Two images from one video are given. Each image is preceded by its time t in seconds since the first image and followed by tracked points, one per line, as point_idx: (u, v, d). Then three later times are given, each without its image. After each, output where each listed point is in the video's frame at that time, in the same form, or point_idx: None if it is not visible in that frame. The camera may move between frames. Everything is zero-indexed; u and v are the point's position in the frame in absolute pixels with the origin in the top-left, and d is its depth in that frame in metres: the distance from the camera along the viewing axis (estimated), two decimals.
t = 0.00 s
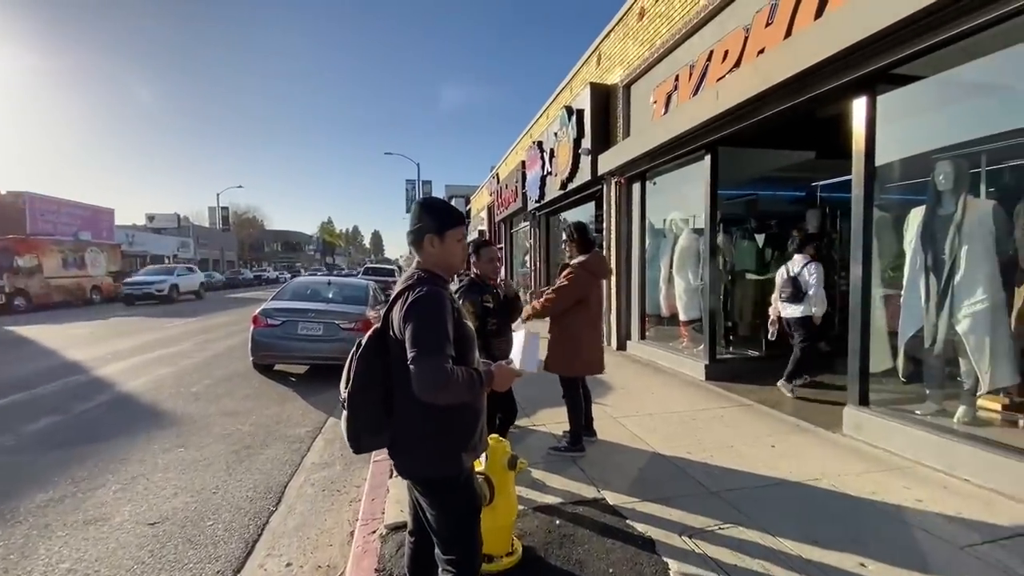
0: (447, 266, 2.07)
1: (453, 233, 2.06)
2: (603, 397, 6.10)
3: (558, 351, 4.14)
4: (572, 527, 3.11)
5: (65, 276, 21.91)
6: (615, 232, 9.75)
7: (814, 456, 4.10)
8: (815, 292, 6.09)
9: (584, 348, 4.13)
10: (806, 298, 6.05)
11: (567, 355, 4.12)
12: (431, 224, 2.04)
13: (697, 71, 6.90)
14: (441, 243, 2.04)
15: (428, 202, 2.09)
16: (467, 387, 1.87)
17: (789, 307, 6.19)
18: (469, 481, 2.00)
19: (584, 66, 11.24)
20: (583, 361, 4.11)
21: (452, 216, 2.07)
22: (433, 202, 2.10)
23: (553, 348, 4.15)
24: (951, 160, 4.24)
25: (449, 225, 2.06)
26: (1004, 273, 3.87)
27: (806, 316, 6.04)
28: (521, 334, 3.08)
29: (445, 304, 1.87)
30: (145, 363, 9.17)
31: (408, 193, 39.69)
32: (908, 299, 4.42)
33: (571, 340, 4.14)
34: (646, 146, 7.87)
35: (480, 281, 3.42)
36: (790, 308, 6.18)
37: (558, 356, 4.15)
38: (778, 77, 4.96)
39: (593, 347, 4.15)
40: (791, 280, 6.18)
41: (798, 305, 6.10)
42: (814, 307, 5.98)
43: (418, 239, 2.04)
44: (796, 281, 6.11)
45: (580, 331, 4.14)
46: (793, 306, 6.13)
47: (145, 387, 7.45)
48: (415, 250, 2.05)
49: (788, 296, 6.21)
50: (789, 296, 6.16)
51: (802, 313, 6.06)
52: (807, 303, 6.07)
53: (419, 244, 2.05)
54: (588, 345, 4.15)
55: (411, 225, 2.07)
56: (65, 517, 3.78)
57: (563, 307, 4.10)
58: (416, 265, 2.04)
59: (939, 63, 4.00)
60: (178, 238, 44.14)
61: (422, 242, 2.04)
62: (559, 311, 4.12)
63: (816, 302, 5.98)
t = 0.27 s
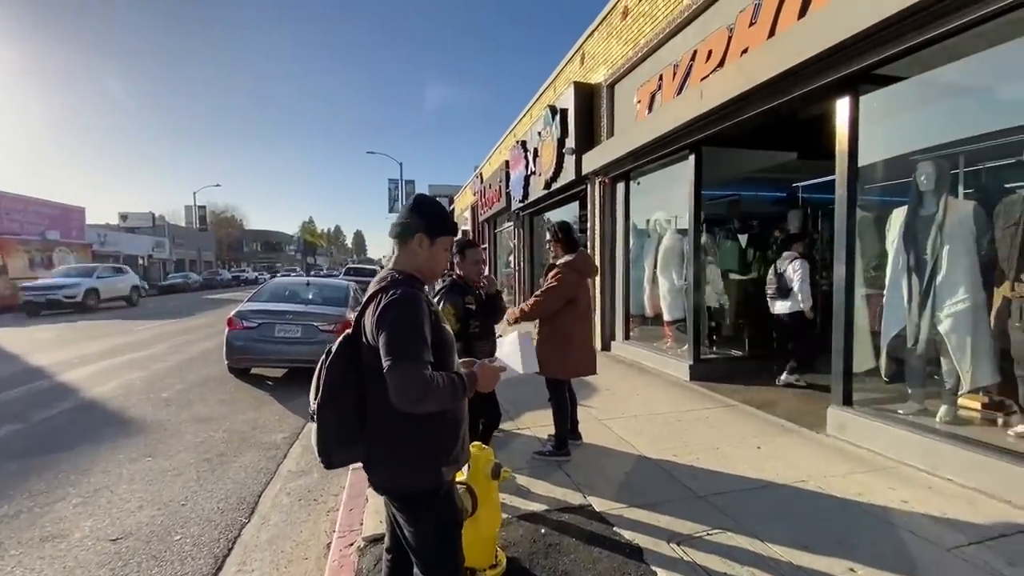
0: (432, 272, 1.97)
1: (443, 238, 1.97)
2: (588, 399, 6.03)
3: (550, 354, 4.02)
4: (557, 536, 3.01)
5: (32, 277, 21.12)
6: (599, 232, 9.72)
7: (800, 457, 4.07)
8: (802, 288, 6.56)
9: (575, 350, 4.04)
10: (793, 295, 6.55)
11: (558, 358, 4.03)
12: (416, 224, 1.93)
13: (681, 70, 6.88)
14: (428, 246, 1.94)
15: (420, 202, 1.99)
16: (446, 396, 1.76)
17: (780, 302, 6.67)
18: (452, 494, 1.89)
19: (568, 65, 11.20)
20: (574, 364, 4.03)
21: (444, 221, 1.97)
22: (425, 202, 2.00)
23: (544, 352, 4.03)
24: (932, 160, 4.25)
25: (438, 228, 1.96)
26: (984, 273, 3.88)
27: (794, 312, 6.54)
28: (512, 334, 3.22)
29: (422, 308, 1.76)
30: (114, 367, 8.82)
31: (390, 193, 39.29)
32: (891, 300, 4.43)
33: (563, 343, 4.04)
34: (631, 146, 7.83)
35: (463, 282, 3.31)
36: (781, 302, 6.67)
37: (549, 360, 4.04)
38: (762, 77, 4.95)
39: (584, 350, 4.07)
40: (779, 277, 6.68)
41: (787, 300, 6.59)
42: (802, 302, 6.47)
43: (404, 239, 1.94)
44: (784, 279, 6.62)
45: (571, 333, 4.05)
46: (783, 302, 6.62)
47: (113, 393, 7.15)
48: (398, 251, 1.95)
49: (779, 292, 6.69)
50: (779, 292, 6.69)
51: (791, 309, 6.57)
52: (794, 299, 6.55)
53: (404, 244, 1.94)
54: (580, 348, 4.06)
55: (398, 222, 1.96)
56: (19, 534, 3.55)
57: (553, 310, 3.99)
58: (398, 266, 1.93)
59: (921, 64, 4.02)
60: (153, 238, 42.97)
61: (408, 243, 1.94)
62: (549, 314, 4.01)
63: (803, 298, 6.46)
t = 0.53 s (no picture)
0: (408, 278, 1.83)
1: (424, 242, 1.82)
2: (572, 403, 5.94)
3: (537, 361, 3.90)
4: (541, 549, 2.90)
5: None
6: (582, 234, 9.66)
7: (785, 461, 4.03)
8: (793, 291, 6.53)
9: (563, 355, 3.93)
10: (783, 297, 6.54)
11: (547, 365, 3.92)
12: (390, 224, 1.78)
13: (664, 71, 6.85)
14: (406, 250, 1.79)
15: (403, 200, 1.84)
16: (420, 411, 1.62)
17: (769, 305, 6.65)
18: (426, 514, 1.77)
19: (551, 65, 11.13)
20: (563, 370, 3.92)
21: (425, 224, 1.83)
22: (407, 201, 1.85)
23: (532, 360, 3.90)
24: (912, 163, 4.26)
25: (419, 231, 1.81)
26: (964, 275, 3.88)
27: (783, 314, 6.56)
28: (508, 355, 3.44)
29: (394, 318, 1.62)
30: (79, 373, 8.45)
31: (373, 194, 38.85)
32: (872, 301, 4.44)
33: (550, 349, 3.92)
34: (614, 146, 7.78)
35: (443, 284, 3.17)
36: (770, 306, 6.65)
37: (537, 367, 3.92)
38: (745, 77, 4.91)
39: (572, 354, 3.96)
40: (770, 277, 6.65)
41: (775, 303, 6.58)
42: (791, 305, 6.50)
43: (381, 239, 1.79)
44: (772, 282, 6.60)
45: (558, 338, 3.93)
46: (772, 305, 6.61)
47: (77, 400, 6.83)
48: (371, 255, 1.80)
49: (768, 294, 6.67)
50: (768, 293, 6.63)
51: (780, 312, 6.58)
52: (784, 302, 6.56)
53: (378, 246, 1.79)
54: (568, 353, 3.95)
55: (376, 220, 1.81)
56: None
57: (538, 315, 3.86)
58: (371, 270, 1.78)
59: (902, 66, 4.02)
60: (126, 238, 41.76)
61: (385, 244, 1.79)
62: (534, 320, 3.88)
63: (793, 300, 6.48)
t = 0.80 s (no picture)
0: (381, 281, 1.71)
1: (399, 242, 1.71)
2: (556, 407, 5.85)
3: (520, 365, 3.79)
4: (523, 561, 2.80)
5: None
6: (566, 236, 9.61)
7: (768, 464, 4.01)
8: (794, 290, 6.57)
9: (547, 358, 3.83)
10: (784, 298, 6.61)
11: (531, 368, 3.81)
12: (363, 223, 1.67)
13: (647, 73, 6.84)
14: (380, 250, 1.68)
15: (378, 196, 1.73)
16: (394, 423, 1.51)
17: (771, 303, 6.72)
18: (401, 532, 1.67)
19: (534, 66, 11.08)
20: (547, 373, 3.82)
21: (401, 223, 1.71)
22: (383, 198, 1.73)
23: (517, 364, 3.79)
24: (892, 166, 4.29)
25: (395, 231, 1.69)
26: (942, 278, 3.90)
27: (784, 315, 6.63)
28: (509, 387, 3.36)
29: (366, 323, 1.50)
30: (41, 379, 8.06)
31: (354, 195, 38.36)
32: (854, 304, 4.46)
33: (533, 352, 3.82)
34: (597, 148, 7.74)
35: (419, 287, 3.06)
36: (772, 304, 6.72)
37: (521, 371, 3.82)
38: (727, 79, 4.91)
39: (556, 356, 3.86)
40: (773, 278, 6.64)
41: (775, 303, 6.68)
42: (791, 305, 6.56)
43: (354, 238, 1.67)
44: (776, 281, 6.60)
45: (540, 340, 3.82)
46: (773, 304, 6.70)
47: (37, 408, 6.50)
48: (344, 256, 1.68)
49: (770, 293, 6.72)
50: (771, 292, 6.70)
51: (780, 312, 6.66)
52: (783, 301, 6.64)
53: (350, 246, 1.68)
54: (551, 355, 3.85)
55: (348, 217, 1.69)
56: None
57: (518, 317, 3.76)
58: (343, 272, 1.66)
59: (880, 71, 4.04)
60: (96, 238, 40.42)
61: (357, 244, 1.67)
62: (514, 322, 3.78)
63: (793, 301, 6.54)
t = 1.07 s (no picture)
0: (354, 281, 1.61)
1: (373, 240, 1.61)
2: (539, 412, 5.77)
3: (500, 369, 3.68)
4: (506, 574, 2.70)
5: None
6: (549, 239, 9.56)
7: (753, 469, 3.98)
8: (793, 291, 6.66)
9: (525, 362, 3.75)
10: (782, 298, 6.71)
11: (509, 372, 3.72)
12: (334, 220, 1.56)
13: (631, 76, 6.83)
14: (353, 249, 1.58)
15: (351, 191, 1.63)
16: (368, 435, 1.41)
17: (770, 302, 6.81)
18: (376, 548, 1.57)
19: (518, 69, 11.04)
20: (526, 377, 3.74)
21: (375, 220, 1.62)
22: (357, 193, 1.63)
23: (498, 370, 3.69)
24: (872, 171, 4.33)
25: (369, 228, 1.59)
26: (921, 281, 3.94)
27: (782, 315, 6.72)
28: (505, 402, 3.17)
29: (337, 327, 1.40)
30: None
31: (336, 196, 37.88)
32: (836, 308, 4.47)
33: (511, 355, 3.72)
34: (581, 151, 7.72)
35: (396, 289, 2.94)
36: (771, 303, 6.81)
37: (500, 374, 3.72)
38: (710, 83, 4.91)
39: (533, 361, 3.79)
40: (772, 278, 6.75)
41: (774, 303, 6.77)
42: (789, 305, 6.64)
43: (324, 236, 1.57)
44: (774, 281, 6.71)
45: (518, 343, 3.74)
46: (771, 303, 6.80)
47: None
48: (314, 255, 1.58)
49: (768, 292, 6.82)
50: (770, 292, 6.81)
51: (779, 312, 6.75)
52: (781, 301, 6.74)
53: (321, 245, 1.57)
54: (529, 358, 3.77)
55: (318, 213, 1.58)
56: None
57: (495, 320, 3.67)
58: (313, 273, 1.55)
59: (861, 76, 4.08)
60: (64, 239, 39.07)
61: (328, 242, 1.57)
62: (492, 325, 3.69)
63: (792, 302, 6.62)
